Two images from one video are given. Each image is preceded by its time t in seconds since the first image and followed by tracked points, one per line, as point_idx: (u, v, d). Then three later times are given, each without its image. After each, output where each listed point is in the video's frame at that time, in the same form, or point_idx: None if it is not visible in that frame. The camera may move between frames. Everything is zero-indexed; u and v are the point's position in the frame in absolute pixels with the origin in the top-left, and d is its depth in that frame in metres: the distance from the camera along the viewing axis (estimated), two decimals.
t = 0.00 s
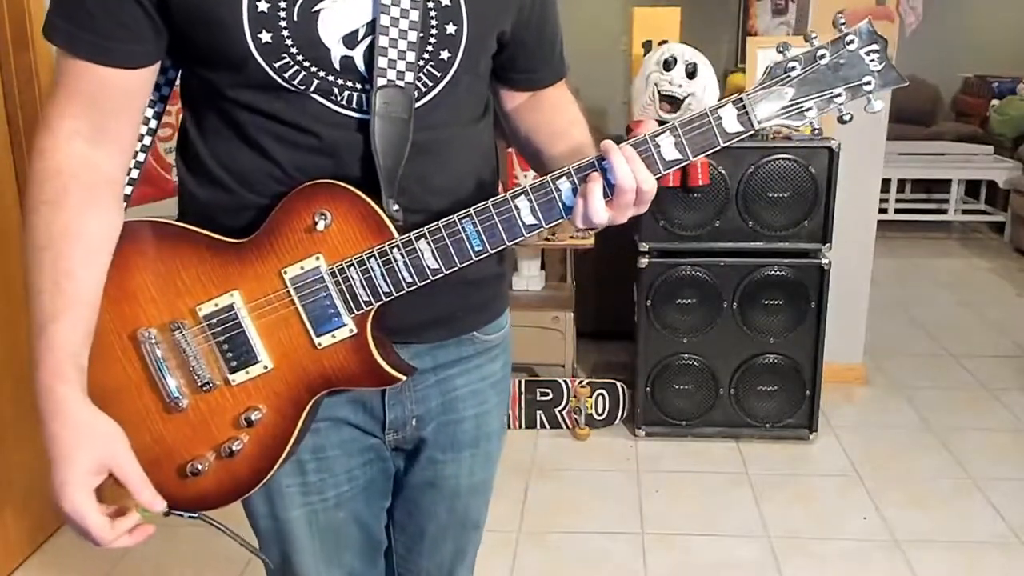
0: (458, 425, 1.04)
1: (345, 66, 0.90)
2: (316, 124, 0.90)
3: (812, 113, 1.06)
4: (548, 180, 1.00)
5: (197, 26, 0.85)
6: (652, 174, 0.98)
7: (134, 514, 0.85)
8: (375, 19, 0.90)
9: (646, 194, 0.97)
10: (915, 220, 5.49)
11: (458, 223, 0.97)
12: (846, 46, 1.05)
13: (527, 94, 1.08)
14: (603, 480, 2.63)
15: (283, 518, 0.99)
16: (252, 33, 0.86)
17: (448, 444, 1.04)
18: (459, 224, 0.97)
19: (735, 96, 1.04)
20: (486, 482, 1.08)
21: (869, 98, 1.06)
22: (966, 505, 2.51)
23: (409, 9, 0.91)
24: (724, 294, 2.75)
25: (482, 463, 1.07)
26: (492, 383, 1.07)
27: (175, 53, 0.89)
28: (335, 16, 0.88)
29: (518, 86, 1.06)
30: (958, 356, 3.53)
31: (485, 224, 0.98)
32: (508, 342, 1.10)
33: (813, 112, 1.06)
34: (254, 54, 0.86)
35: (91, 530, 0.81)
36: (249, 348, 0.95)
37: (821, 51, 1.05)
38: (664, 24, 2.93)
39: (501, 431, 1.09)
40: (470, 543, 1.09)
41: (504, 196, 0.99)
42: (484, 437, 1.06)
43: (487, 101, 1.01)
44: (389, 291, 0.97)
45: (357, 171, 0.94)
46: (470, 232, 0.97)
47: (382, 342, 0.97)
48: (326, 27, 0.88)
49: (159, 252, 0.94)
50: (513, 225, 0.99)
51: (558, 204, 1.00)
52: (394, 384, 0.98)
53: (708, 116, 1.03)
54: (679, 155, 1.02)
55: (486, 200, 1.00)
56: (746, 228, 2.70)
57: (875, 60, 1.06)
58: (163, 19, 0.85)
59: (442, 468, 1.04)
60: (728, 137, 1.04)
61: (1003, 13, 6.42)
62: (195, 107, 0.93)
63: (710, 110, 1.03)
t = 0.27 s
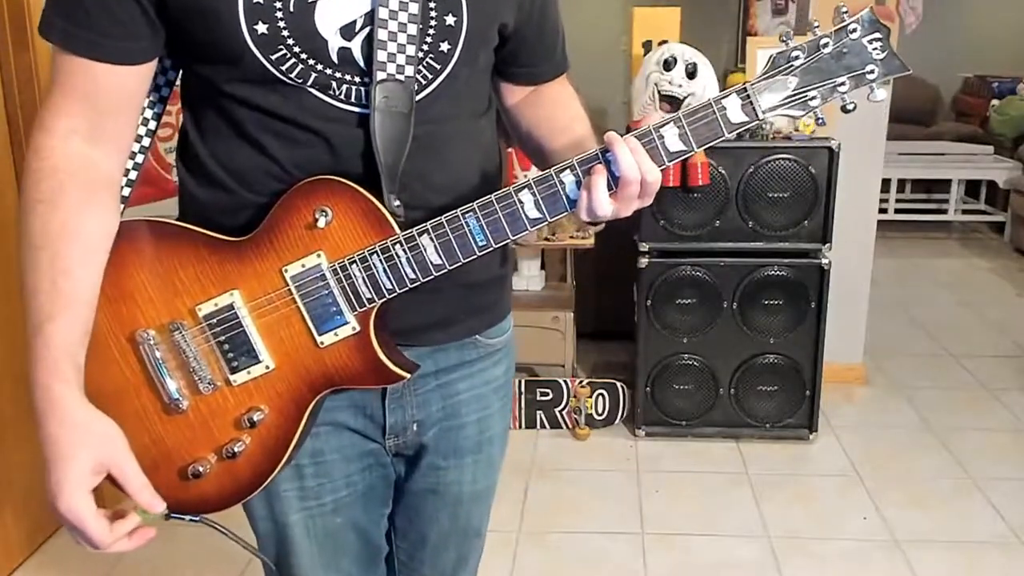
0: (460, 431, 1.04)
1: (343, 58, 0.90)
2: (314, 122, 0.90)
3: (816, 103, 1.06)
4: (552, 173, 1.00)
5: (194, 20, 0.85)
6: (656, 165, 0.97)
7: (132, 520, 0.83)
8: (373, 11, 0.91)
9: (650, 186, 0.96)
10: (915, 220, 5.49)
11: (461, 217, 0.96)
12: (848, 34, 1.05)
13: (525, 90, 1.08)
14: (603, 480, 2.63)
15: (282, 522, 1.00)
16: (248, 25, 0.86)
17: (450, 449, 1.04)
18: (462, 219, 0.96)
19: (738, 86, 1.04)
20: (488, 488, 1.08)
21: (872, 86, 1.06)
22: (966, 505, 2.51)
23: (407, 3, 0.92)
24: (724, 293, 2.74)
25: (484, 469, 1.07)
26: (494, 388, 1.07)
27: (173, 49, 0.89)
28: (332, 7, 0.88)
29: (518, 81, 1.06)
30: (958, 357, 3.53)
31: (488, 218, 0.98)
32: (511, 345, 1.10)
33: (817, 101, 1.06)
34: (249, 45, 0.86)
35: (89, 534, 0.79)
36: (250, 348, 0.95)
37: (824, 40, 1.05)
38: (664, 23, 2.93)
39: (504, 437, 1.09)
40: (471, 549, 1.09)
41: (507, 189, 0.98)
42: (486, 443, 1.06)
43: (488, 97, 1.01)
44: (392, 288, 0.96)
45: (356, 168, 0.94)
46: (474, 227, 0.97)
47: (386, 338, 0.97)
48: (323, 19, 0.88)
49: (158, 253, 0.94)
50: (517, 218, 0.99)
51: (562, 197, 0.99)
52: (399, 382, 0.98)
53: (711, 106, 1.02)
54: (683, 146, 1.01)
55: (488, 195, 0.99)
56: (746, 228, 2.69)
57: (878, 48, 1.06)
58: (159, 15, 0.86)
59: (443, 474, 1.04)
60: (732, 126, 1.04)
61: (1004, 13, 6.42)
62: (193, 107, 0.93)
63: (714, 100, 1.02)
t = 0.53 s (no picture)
0: (460, 427, 1.04)
1: (345, 61, 0.89)
2: (314, 125, 0.90)
3: (817, 94, 1.05)
4: (552, 172, 0.99)
5: (193, 24, 0.85)
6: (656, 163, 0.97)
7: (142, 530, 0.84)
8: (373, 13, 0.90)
9: (650, 184, 0.96)
10: (915, 220, 5.49)
11: (462, 218, 0.96)
12: (848, 24, 1.05)
13: (521, 85, 1.08)
14: (603, 481, 2.63)
15: (284, 520, 1.00)
16: (248, 30, 0.85)
17: (450, 445, 1.04)
18: (464, 220, 0.96)
19: (738, 80, 1.04)
20: (487, 482, 1.08)
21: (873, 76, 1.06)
22: (966, 505, 2.51)
23: (407, 4, 0.91)
24: (724, 293, 2.74)
25: (483, 465, 1.07)
26: (494, 385, 1.07)
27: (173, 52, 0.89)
28: (333, 11, 0.88)
29: (511, 76, 1.06)
30: (958, 356, 3.53)
31: (489, 220, 0.97)
32: (510, 343, 1.10)
33: (818, 93, 1.05)
34: (250, 51, 0.86)
35: (101, 547, 0.80)
36: (257, 352, 0.95)
37: (823, 31, 1.05)
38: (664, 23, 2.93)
39: (502, 432, 1.09)
40: (469, 542, 1.09)
41: (507, 190, 0.98)
42: (485, 438, 1.06)
43: (489, 98, 1.01)
44: (396, 291, 0.96)
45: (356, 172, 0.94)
46: (476, 228, 0.97)
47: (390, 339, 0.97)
48: (323, 23, 0.88)
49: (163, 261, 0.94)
50: (518, 219, 0.98)
51: (562, 195, 0.99)
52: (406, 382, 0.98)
53: (711, 102, 1.02)
54: (683, 142, 1.01)
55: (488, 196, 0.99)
56: (746, 228, 2.69)
57: (878, 38, 1.05)
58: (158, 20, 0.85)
59: (443, 469, 1.04)
60: (733, 121, 1.04)
61: (1004, 13, 6.42)
62: (193, 110, 0.93)
63: (714, 95, 1.02)
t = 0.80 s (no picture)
0: (456, 426, 1.04)
1: (342, 67, 0.89)
2: (311, 130, 0.90)
3: (814, 94, 1.06)
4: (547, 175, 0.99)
5: (189, 30, 0.85)
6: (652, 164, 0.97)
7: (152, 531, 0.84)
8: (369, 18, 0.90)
9: (646, 186, 0.96)
10: (915, 220, 5.49)
11: (458, 222, 0.96)
12: (846, 24, 1.05)
13: (519, 83, 1.08)
14: (603, 481, 2.63)
15: (281, 518, 1.00)
16: (246, 38, 0.85)
17: (447, 443, 1.04)
18: (460, 223, 0.96)
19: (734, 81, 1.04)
20: (484, 480, 1.08)
21: (871, 76, 1.05)
22: (966, 505, 2.51)
23: (403, 7, 0.91)
24: (724, 293, 2.74)
25: (479, 463, 1.07)
26: (490, 383, 1.07)
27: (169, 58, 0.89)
28: (329, 17, 0.88)
29: (506, 74, 1.06)
30: (958, 356, 3.53)
31: (486, 223, 0.97)
32: (507, 343, 1.11)
33: (815, 92, 1.06)
34: (247, 60, 0.86)
35: (113, 550, 0.81)
36: (258, 355, 0.95)
37: (820, 30, 1.05)
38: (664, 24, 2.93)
39: (499, 431, 1.09)
40: (465, 539, 1.09)
41: (503, 193, 0.98)
42: (481, 437, 1.06)
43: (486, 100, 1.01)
44: (394, 295, 0.96)
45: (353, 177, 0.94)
46: (472, 232, 0.97)
47: (388, 342, 0.98)
48: (320, 30, 0.88)
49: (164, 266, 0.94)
50: (515, 222, 0.98)
51: (559, 199, 0.99)
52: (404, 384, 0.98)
53: (707, 103, 1.02)
54: (679, 145, 1.01)
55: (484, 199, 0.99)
56: (746, 228, 2.69)
57: (877, 36, 1.05)
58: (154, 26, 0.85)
59: (440, 467, 1.04)
60: (729, 122, 1.04)
61: (1004, 13, 6.42)
62: (190, 114, 0.93)
63: (709, 96, 1.02)
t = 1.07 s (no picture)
0: (454, 429, 1.04)
1: (330, 64, 0.90)
2: (302, 127, 0.90)
3: (813, 85, 1.05)
4: (538, 169, 0.98)
5: (180, 28, 0.85)
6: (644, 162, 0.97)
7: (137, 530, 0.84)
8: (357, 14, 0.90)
9: (637, 182, 0.95)
10: (916, 220, 5.49)
11: (448, 219, 0.96)
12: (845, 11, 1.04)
13: (516, 81, 1.08)
14: (603, 481, 2.63)
15: (278, 522, 1.00)
16: (234, 35, 0.86)
17: (445, 446, 1.04)
18: (451, 220, 0.96)
19: (728, 71, 1.03)
20: (483, 484, 1.08)
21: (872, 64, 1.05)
22: (966, 505, 2.51)
23: (391, 3, 0.91)
24: (724, 293, 2.74)
25: (479, 466, 1.07)
26: (489, 386, 1.07)
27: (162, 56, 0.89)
28: (317, 14, 0.88)
29: (507, 74, 1.06)
30: (959, 357, 3.53)
31: (476, 220, 0.97)
32: (507, 347, 1.11)
33: (814, 83, 1.05)
34: (237, 57, 0.86)
35: (96, 549, 0.81)
36: (250, 356, 0.95)
37: (819, 18, 1.04)
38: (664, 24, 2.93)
39: (498, 434, 1.09)
40: (465, 544, 1.09)
41: (494, 189, 0.97)
42: (480, 440, 1.06)
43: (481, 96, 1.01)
44: (384, 293, 0.96)
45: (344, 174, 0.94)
46: (462, 229, 0.96)
47: (378, 341, 0.97)
48: (308, 26, 0.88)
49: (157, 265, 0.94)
50: (506, 218, 0.98)
51: (549, 194, 0.98)
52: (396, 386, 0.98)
53: (699, 94, 1.02)
54: (672, 137, 1.01)
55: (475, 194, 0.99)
56: (746, 228, 2.70)
57: (877, 23, 1.05)
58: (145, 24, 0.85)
59: (438, 471, 1.04)
60: (723, 113, 1.03)
61: (1004, 13, 6.42)
62: (184, 113, 0.93)
63: (703, 87, 1.02)
